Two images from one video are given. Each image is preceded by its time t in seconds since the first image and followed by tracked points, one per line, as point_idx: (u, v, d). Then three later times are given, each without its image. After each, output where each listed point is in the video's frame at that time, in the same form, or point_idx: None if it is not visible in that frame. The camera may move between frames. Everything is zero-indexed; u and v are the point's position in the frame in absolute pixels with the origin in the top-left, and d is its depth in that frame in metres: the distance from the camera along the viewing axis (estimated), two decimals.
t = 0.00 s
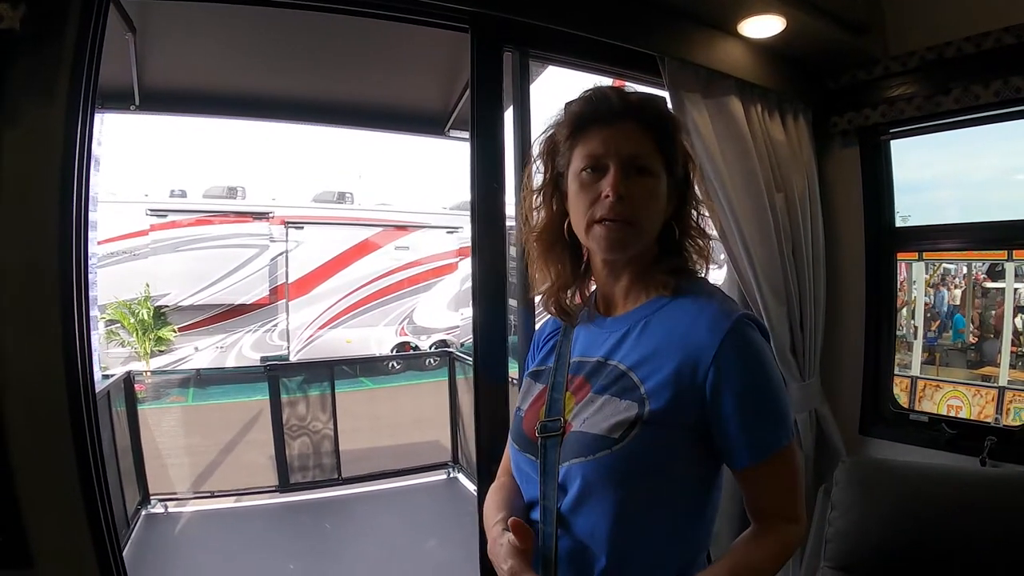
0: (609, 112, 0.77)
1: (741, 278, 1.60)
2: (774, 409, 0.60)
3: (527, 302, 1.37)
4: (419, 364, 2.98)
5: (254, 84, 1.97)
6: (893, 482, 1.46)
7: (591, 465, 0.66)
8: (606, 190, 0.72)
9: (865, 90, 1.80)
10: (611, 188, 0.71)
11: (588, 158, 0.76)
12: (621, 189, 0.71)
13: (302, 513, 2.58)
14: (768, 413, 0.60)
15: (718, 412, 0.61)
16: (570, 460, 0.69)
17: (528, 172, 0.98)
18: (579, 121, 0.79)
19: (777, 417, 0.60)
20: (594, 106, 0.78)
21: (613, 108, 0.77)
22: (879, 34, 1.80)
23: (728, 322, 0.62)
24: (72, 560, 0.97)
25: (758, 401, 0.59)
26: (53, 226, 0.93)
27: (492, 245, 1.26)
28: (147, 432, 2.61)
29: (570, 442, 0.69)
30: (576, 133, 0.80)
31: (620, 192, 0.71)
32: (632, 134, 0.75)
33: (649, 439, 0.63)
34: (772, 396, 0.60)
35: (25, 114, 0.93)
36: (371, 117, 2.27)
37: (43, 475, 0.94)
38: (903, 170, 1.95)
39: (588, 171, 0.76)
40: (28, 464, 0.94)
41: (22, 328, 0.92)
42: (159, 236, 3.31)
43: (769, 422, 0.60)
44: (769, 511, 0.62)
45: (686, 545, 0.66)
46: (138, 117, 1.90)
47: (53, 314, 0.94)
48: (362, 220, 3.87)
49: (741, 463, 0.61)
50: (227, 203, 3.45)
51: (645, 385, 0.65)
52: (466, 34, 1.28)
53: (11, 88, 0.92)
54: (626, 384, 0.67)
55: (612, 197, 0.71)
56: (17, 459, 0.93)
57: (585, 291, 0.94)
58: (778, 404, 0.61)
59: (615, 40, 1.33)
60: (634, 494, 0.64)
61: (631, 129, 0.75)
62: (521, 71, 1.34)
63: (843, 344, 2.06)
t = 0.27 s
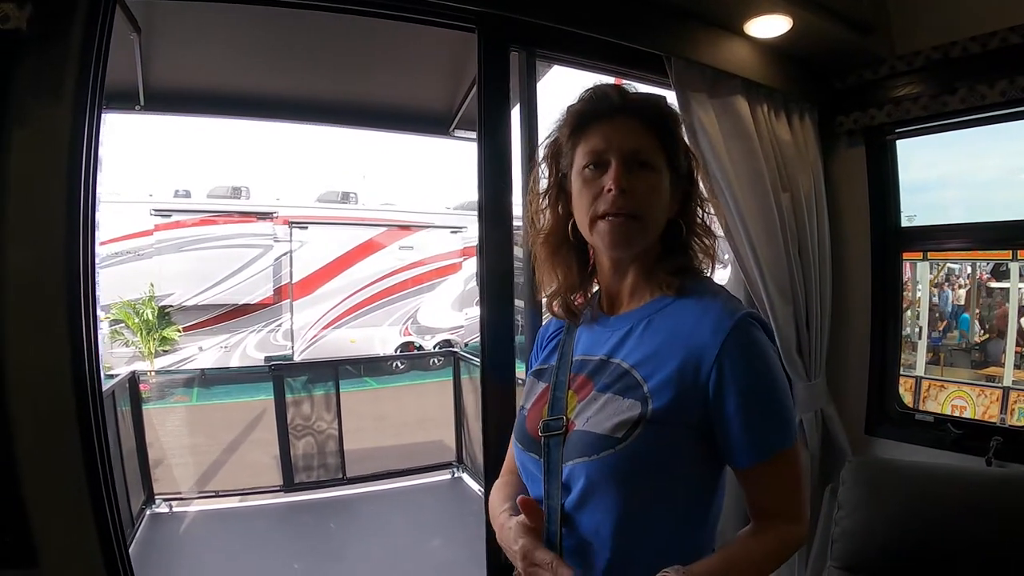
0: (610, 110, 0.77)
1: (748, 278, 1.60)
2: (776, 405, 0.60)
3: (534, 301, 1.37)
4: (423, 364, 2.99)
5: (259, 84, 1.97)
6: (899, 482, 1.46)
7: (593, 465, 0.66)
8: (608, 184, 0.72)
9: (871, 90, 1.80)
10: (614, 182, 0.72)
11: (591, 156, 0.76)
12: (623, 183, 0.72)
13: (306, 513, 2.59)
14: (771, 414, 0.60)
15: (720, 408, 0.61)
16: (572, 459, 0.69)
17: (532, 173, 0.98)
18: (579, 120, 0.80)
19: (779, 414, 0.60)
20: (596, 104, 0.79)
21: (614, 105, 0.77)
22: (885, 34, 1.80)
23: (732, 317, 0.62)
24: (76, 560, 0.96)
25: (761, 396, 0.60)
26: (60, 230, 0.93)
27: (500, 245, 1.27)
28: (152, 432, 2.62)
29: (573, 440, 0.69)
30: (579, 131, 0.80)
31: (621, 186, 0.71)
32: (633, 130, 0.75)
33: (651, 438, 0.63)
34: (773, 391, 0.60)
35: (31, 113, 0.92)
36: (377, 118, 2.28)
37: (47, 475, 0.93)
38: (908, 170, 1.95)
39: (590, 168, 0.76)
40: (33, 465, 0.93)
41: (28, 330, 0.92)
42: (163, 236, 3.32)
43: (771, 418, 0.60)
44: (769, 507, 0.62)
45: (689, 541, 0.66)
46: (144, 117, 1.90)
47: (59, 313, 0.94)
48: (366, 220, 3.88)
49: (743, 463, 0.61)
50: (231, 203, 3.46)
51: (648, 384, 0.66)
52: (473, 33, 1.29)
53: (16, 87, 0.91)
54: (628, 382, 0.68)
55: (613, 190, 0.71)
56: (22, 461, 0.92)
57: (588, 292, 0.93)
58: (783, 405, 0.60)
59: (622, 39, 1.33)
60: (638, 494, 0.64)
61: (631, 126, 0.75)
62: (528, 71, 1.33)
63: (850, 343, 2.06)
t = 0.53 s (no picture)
0: (582, 119, 0.79)
1: (748, 278, 1.60)
2: (770, 417, 0.59)
3: (535, 302, 1.37)
4: (424, 365, 2.99)
5: (259, 84, 1.97)
6: (900, 482, 1.46)
7: (586, 472, 0.66)
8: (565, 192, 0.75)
9: (872, 90, 1.80)
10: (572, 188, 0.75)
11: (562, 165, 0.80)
12: (581, 188, 0.74)
13: (306, 513, 2.59)
14: (762, 424, 0.59)
15: (711, 416, 0.61)
16: (566, 464, 0.70)
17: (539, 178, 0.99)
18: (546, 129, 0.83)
19: (774, 427, 0.59)
20: (569, 115, 0.81)
21: (584, 115, 0.79)
22: (885, 34, 1.80)
23: (727, 326, 0.62)
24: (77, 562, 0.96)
25: (753, 408, 0.59)
26: (60, 230, 0.93)
27: (500, 245, 1.27)
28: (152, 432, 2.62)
29: (568, 445, 0.70)
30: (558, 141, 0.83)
31: (578, 191, 0.74)
32: (597, 132, 0.76)
33: (642, 447, 0.64)
34: (771, 403, 0.59)
35: (31, 113, 0.92)
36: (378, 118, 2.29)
37: (47, 474, 0.93)
38: (907, 170, 1.95)
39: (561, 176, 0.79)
40: (34, 465, 0.93)
41: (29, 332, 0.92)
42: (163, 237, 3.31)
43: (765, 431, 0.59)
44: (763, 521, 0.60)
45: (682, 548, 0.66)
46: (143, 117, 1.89)
47: (60, 313, 0.94)
48: (366, 221, 3.88)
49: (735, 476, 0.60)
50: (231, 204, 3.46)
51: (641, 392, 0.66)
52: (473, 34, 1.28)
53: (17, 87, 0.91)
54: (622, 390, 0.69)
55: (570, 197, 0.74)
56: (24, 461, 0.92)
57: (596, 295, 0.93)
58: (776, 415, 0.60)
59: (622, 40, 1.33)
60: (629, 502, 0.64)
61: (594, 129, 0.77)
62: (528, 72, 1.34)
63: (850, 343, 2.06)
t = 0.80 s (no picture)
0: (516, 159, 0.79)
1: (748, 281, 1.60)
2: (753, 436, 0.58)
3: (534, 305, 1.38)
4: (424, 367, 3.00)
5: (260, 86, 1.98)
6: (900, 484, 1.46)
7: (568, 478, 0.70)
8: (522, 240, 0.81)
9: (871, 93, 1.80)
10: (526, 237, 0.80)
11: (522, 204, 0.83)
12: (533, 236, 0.79)
13: (307, 515, 2.59)
14: (736, 445, 0.57)
15: (687, 433, 0.61)
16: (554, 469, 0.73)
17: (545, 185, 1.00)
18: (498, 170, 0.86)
19: (758, 445, 0.58)
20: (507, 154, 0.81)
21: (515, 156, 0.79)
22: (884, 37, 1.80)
23: (706, 341, 0.61)
24: (80, 562, 0.96)
25: (730, 425, 0.57)
26: (64, 234, 0.94)
27: (501, 248, 1.27)
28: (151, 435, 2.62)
29: (558, 452, 0.73)
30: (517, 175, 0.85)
31: (531, 239, 0.80)
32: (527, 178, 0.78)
33: (621, 458, 0.66)
34: (755, 420, 0.58)
35: (33, 117, 0.92)
36: (379, 120, 2.29)
37: (47, 474, 0.93)
38: (907, 172, 1.95)
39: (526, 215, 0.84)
40: (34, 464, 0.93)
41: (33, 336, 0.92)
42: (163, 239, 3.31)
43: (744, 450, 0.57)
44: (736, 546, 0.59)
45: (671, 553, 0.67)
46: (143, 120, 1.90)
47: (62, 315, 0.94)
48: (366, 224, 3.89)
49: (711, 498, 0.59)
50: (231, 206, 3.46)
51: (624, 405, 0.68)
52: (473, 38, 1.29)
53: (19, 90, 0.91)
54: (609, 401, 0.70)
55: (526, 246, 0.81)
56: (26, 462, 0.92)
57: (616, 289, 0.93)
58: (756, 433, 0.58)
59: (622, 43, 1.34)
60: (611, 507, 0.67)
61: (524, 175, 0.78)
62: (529, 75, 1.33)
63: (851, 346, 2.05)
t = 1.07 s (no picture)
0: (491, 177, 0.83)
1: (749, 281, 1.61)
2: (735, 441, 0.56)
3: (535, 304, 1.38)
4: (425, 367, 3.00)
5: (261, 86, 1.98)
6: (901, 485, 1.46)
7: (563, 483, 0.71)
8: (507, 254, 0.85)
9: (871, 93, 1.80)
10: (512, 251, 0.83)
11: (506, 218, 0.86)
12: (518, 249, 0.82)
13: (307, 515, 2.59)
14: (716, 451, 0.56)
15: (668, 439, 0.60)
16: (549, 472, 0.74)
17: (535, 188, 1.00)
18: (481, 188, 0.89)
19: (741, 448, 0.56)
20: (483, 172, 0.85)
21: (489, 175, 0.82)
22: (885, 38, 1.81)
23: (683, 345, 0.60)
24: (82, 562, 0.97)
25: (708, 430, 0.56)
26: (66, 235, 0.94)
27: (500, 248, 1.27)
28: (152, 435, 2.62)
29: (553, 455, 0.75)
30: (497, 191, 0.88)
31: (517, 254, 0.83)
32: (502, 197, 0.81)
33: (609, 463, 0.66)
34: (737, 424, 0.57)
35: (35, 117, 0.92)
36: (380, 120, 2.29)
37: (50, 474, 0.94)
38: (908, 173, 1.95)
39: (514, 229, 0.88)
40: (37, 465, 0.93)
41: (37, 337, 0.92)
42: (164, 239, 3.32)
43: (724, 453, 0.56)
44: (723, 555, 0.58)
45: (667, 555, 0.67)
46: (145, 121, 1.90)
47: (64, 315, 0.94)
48: (367, 224, 3.89)
49: (695, 505, 0.58)
50: (232, 206, 3.47)
51: (610, 409, 0.68)
52: (474, 39, 1.29)
53: (21, 91, 0.91)
54: (598, 405, 0.71)
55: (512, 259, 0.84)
56: (29, 464, 0.92)
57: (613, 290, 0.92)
58: (737, 438, 0.56)
59: (623, 45, 1.34)
60: (604, 510, 0.67)
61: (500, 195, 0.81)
62: (529, 75, 1.33)
63: (851, 346, 2.05)
